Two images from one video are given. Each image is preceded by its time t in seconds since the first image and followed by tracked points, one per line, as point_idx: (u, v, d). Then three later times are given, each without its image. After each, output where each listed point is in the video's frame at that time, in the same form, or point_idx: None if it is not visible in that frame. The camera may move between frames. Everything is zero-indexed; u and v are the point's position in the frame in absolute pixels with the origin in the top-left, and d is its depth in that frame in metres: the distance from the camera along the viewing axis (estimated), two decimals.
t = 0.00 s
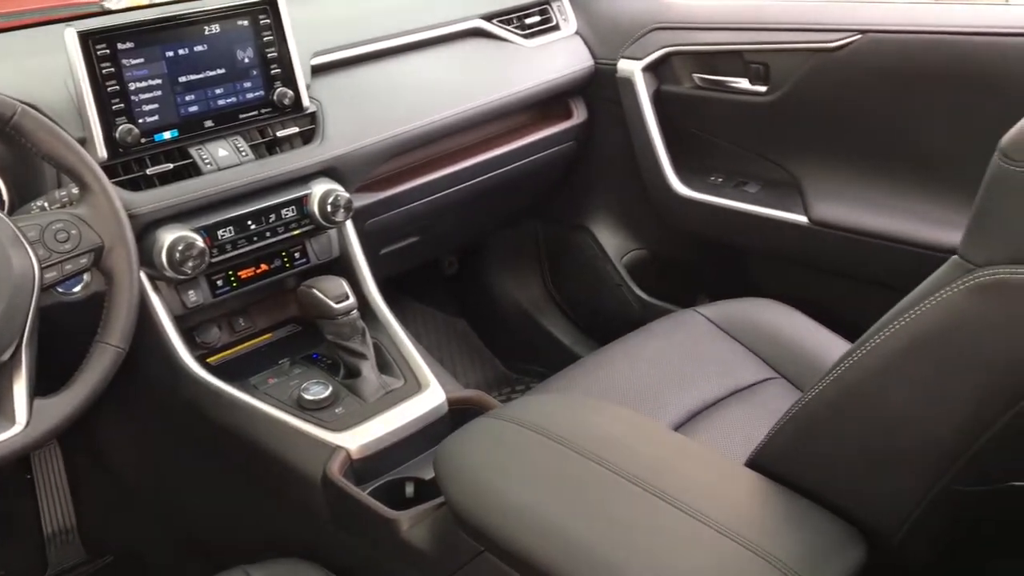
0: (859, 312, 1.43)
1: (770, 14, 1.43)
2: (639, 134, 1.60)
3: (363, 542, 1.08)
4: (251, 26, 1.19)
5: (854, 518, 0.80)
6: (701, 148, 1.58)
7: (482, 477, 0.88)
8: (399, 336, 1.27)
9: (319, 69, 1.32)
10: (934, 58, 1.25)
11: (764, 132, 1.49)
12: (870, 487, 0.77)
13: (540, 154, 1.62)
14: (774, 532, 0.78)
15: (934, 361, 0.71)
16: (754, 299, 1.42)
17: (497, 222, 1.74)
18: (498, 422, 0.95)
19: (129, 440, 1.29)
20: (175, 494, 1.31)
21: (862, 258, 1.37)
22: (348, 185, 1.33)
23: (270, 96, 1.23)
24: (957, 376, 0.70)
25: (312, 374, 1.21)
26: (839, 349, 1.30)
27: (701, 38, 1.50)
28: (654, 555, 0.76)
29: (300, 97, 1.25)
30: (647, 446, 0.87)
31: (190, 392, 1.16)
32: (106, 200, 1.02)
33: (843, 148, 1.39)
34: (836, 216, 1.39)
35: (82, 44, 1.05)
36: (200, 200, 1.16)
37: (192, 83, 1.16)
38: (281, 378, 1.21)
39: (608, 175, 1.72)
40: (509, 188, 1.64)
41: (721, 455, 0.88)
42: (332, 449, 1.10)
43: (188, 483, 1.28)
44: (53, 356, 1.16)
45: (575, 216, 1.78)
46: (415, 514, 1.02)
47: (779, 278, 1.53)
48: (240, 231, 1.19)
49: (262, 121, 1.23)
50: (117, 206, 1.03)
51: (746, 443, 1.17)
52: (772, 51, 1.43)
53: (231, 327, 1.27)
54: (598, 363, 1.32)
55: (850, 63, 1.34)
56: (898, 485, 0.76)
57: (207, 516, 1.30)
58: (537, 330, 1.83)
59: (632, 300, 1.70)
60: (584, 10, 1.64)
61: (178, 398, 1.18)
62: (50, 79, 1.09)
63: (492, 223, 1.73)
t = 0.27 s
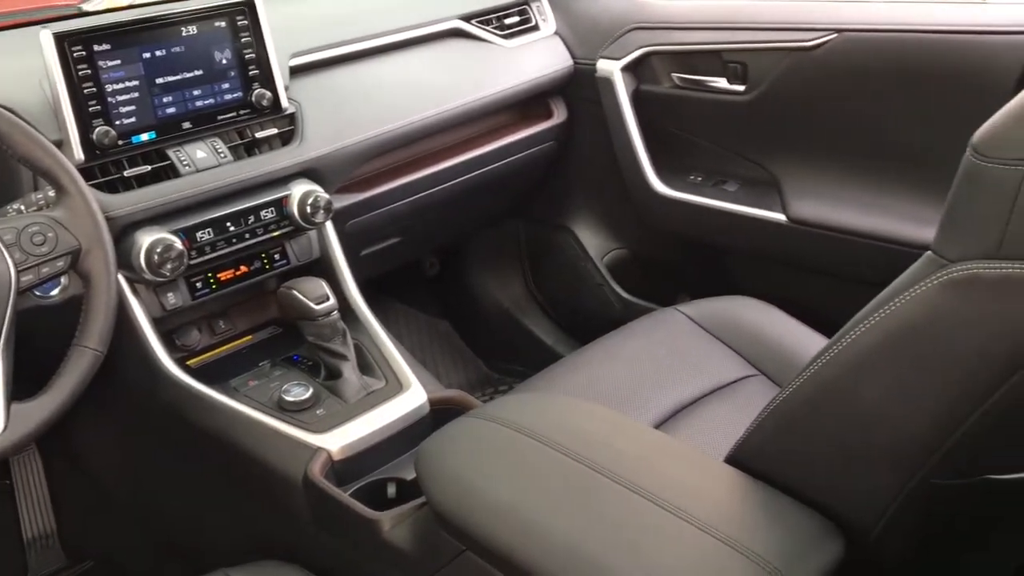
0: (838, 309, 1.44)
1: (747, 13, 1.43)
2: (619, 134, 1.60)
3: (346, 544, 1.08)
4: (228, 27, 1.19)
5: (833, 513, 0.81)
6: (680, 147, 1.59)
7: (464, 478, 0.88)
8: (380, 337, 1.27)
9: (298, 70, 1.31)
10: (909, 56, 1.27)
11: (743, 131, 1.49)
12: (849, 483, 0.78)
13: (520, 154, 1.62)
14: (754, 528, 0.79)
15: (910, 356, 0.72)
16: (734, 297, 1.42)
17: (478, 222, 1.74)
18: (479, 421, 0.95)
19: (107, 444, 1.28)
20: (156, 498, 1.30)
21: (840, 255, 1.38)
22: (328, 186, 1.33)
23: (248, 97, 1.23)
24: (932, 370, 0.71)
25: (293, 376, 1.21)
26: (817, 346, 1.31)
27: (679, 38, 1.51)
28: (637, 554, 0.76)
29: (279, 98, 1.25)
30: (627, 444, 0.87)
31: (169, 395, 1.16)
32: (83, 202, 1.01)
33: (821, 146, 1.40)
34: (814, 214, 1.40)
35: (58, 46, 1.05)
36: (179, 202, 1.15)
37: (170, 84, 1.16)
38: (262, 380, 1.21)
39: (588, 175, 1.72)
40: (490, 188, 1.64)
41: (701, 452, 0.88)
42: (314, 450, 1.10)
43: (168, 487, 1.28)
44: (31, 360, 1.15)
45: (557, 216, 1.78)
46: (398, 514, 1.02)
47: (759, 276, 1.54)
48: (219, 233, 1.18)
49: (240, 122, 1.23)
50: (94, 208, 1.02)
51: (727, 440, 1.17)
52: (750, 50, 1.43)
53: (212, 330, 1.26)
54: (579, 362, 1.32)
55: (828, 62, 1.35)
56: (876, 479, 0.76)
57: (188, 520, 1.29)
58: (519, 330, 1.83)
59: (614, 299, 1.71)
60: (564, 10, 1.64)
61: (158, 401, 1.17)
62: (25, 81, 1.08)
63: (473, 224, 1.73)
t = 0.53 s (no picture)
0: (817, 306, 1.45)
1: (725, 13, 1.44)
2: (600, 134, 1.61)
3: (329, 544, 1.08)
4: (206, 28, 1.19)
5: (812, 508, 0.82)
6: (660, 146, 1.60)
7: (446, 477, 0.88)
8: (361, 337, 1.27)
9: (277, 70, 1.31)
10: (885, 55, 1.28)
11: (721, 130, 1.50)
12: (826, 477, 0.79)
13: (501, 154, 1.62)
14: (733, 523, 0.79)
15: (885, 351, 0.73)
16: (714, 295, 1.43)
17: (460, 222, 1.74)
18: (460, 421, 0.95)
19: (86, 449, 1.27)
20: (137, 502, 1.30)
21: (819, 252, 1.39)
22: (308, 187, 1.32)
23: (226, 98, 1.22)
24: (908, 365, 0.71)
25: (274, 377, 1.20)
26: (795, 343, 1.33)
27: (658, 37, 1.51)
28: (620, 551, 0.76)
29: (258, 98, 1.24)
30: (608, 442, 0.88)
31: (149, 397, 1.15)
32: (60, 204, 1.01)
33: (799, 145, 1.41)
34: (792, 212, 1.41)
35: (34, 47, 1.04)
36: (157, 203, 1.15)
37: (148, 85, 1.15)
38: (243, 381, 1.20)
39: (569, 175, 1.73)
40: (471, 188, 1.64)
41: (681, 449, 0.89)
42: (296, 450, 1.10)
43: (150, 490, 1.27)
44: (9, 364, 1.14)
45: (538, 216, 1.78)
46: (380, 514, 1.02)
47: (739, 273, 1.54)
48: (199, 234, 1.18)
49: (219, 123, 1.22)
50: (71, 210, 1.02)
51: (708, 437, 1.18)
52: (727, 49, 1.44)
53: (192, 332, 1.26)
54: (561, 361, 1.32)
55: (804, 60, 1.36)
56: (853, 474, 0.77)
57: (171, 523, 1.29)
58: (501, 329, 1.84)
59: (595, 298, 1.71)
60: (543, 10, 1.64)
61: (138, 404, 1.16)
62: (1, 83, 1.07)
63: (455, 224, 1.73)
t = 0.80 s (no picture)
0: (794, 302, 1.46)
1: (701, 12, 1.45)
2: (577, 133, 1.62)
3: (309, 544, 1.08)
4: (182, 28, 1.18)
5: (788, 502, 0.82)
6: (637, 145, 1.60)
7: (426, 475, 0.88)
8: (340, 336, 1.28)
9: (254, 71, 1.31)
10: (859, 53, 1.29)
11: (699, 128, 1.51)
12: (801, 470, 0.80)
13: (479, 153, 1.62)
14: (710, 517, 0.80)
15: (857, 346, 0.73)
16: (693, 293, 1.44)
17: (440, 222, 1.74)
18: (440, 419, 0.95)
19: (65, 452, 1.26)
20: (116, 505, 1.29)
21: (796, 250, 1.40)
22: (287, 187, 1.32)
23: (203, 98, 1.22)
24: (881, 358, 0.72)
25: (252, 378, 1.20)
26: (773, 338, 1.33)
27: (635, 37, 1.52)
28: (601, 546, 0.77)
29: (235, 98, 1.24)
30: (587, 439, 0.88)
31: (126, 399, 1.15)
32: (35, 205, 1.00)
33: (775, 143, 1.43)
34: (769, 209, 1.42)
35: (8, 48, 1.04)
36: (135, 204, 1.14)
37: (123, 86, 1.15)
38: (222, 382, 1.20)
39: (548, 174, 1.73)
40: (451, 187, 1.64)
41: (659, 445, 0.89)
42: (274, 451, 1.10)
43: (129, 493, 1.27)
44: None
45: (518, 216, 1.79)
46: (357, 514, 1.02)
47: (718, 272, 1.55)
48: (176, 235, 1.18)
49: (196, 124, 1.22)
50: (45, 211, 1.01)
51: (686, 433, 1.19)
52: (703, 48, 1.45)
53: (170, 334, 1.25)
54: (541, 360, 1.33)
55: (780, 59, 1.37)
56: (828, 467, 0.78)
57: (151, 525, 1.29)
58: (482, 329, 1.84)
59: (575, 297, 1.72)
60: (520, 10, 1.64)
61: (116, 407, 1.16)
62: None
63: (435, 224, 1.73)
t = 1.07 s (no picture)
0: (771, 300, 1.47)
1: (676, 12, 1.46)
2: (555, 133, 1.62)
3: (289, 545, 1.08)
4: (157, 29, 1.18)
5: (764, 496, 0.83)
6: (614, 144, 1.61)
7: (404, 474, 0.88)
8: (318, 337, 1.28)
9: (230, 71, 1.30)
10: (832, 52, 1.30)
11: (676, 127, 1.52)
12: (775, 465, 0.81)
13: (458, 153, 1.63)
14: (686, 513, 0.81)
15: (830, 341, 0.74)
16: (671, 291, 1.44)
17: (418, 222, 1.74)
18: (419, 418, 0.95)
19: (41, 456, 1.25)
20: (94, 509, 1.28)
21: (772, 247, 1.41)
22: (264, 188, 1.32)
23: (178, 99, 1.21)
24: (853, 352, 0.73)
25: (231, 379, 1.22)
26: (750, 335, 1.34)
27: (611, 37, 1.53)
28: (579, 543, 0.77)
29: (210, 99, 1.24)
30: (566, 436, 0.88)
31: (103, 401, 1.14)
32: (8, 205, 1.01)
33: (751, 141, 1.44)
34: (745, 208, 1.43)
35: None
36: (111, 206, 1.14)
37: (98, 87, 1.14)
38: (199, 384, 1.21)
39: (526, 174, 1.73)
40: (429, 187, 1.64)
41: (637, 442, 0.90)
42: (252, 452, 1.11)
43: (107, 496, 1.26)
44: None
45: (496, 216, 1.79)
46: (337, 514, 1.01)
47: (696, 271, 1.56)
48: (152, 236, 1.17)
49: (171, 125, 1.21)
50: (19, 212, 1.02)
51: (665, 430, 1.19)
52: (678, 48, 1.46)
53: (147, 336, 1.24)
54: (520, 359, 1.33)
55: (754, 58, 1.38)
56: (802, 461, 0.79)
57: (129, 528, 1.28)
58: (462, 329, 1.84)
59: (554, 296, 1.72)
60: (497, 10, 1.65)
61: (92, 409, 1.15)
62: None
63: (414, 224, 1.73)
